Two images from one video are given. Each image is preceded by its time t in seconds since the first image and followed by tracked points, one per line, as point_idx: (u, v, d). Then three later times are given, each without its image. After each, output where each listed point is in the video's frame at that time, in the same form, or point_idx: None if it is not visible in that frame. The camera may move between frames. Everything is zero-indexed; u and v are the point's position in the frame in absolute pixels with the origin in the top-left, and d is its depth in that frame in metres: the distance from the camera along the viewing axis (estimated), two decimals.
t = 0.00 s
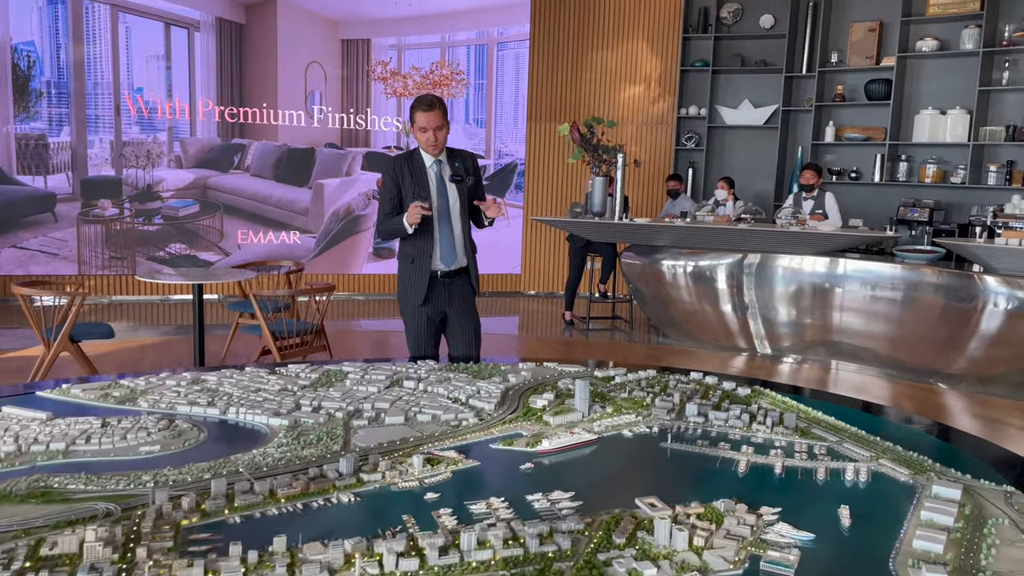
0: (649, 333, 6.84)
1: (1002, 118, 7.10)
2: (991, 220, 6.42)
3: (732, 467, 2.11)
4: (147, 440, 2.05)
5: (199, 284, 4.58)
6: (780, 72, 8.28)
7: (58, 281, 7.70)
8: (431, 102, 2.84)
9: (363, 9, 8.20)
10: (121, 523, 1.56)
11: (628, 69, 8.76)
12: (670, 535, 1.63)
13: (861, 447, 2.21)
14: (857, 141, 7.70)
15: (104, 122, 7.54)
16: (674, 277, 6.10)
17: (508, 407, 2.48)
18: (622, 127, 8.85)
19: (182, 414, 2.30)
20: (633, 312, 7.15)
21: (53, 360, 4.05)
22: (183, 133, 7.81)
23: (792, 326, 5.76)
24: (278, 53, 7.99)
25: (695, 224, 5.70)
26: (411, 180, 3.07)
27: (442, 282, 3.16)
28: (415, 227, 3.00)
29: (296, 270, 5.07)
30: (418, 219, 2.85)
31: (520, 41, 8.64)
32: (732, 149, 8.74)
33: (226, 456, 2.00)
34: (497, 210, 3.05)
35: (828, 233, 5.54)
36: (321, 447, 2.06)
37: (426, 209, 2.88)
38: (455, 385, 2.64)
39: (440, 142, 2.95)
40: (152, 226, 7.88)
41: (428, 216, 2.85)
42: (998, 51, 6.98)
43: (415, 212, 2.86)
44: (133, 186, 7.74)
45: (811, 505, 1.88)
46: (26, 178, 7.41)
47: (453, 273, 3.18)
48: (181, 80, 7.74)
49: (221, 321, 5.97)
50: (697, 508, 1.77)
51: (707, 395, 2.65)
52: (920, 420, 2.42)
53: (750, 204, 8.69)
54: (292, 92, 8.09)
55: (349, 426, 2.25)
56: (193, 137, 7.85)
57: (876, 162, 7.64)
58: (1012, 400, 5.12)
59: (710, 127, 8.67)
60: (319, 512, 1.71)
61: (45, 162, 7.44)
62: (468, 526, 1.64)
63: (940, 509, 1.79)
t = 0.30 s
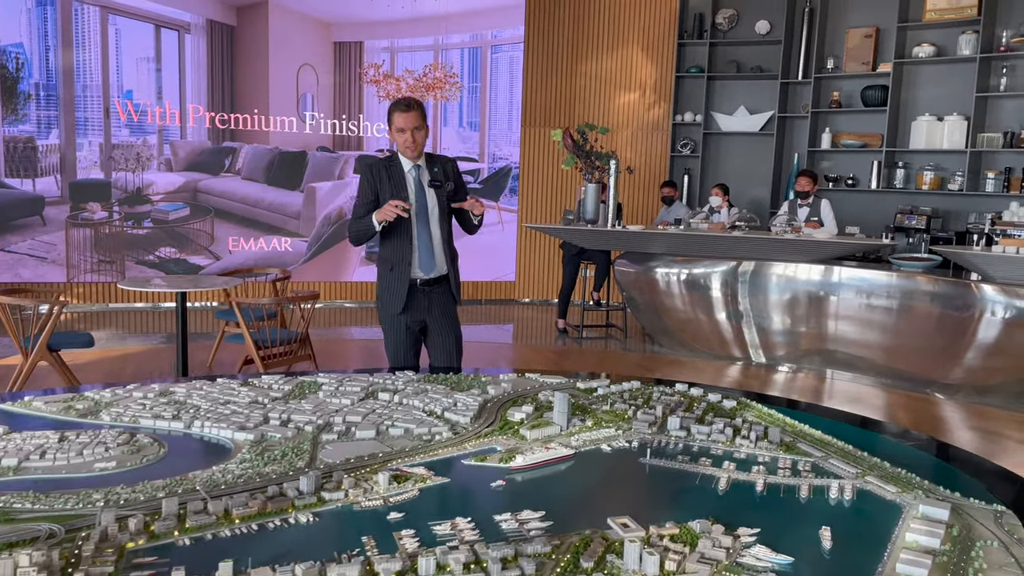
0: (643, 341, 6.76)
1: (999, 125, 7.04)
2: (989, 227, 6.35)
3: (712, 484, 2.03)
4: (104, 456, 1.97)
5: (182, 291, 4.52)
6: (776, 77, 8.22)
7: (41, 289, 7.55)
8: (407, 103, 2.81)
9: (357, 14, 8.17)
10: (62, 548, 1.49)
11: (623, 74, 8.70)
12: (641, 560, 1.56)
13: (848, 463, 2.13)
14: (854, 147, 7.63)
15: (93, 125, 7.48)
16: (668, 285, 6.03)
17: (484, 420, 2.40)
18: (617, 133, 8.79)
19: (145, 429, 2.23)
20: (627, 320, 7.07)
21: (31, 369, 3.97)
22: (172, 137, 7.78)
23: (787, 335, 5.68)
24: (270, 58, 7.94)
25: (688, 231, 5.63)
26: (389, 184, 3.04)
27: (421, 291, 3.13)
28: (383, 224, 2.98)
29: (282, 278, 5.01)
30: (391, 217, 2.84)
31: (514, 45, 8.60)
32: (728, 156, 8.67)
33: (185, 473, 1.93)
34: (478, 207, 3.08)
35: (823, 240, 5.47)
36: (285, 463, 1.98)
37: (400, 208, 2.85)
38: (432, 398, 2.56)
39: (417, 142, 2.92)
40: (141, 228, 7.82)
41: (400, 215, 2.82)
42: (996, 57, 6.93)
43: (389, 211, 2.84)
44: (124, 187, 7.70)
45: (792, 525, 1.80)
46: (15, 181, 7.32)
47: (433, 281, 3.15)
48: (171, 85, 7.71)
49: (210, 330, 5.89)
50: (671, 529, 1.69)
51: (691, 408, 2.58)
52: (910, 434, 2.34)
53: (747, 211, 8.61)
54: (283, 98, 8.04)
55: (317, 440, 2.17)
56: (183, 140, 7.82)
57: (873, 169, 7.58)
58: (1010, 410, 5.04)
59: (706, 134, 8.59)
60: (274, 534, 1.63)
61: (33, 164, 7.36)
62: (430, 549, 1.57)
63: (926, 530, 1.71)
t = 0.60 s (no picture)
0: (642, 351, 6.68)
1: (1003, 132, 6.95)
2: (992, 236, 6.26)
3: (697, 505, 1.96)
4: (66, 474, 1.91)
5: (171, 300, 4.47)
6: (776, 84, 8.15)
7: (24, 298, 7.49)
8: (394, 106, 2.79)
9: (354, 19, 8.14)
10: None
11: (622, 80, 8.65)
12: None
13: (839, 483, 2.05)
14: (855, 155, 7.56)
15: (88, 128, 7.45)
16: (666, 294, 5.95)
17: (465, 437, 2.33)
18: (616, 140, 8.73)
19: (114, 445, 2.17)
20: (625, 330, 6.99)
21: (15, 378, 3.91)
22: (167, 143, 7.72)
23: (786, 345, 5.60)
24: (267, 64, 7.91)
25: (686, 239, 5.57)
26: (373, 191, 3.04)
27: (406, 301, 3.09)
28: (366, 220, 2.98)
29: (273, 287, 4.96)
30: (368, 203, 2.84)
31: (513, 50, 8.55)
32: (729, 164, 8.60)
33: (148, 493, 1.86)
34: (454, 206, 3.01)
35: (823, 249, 5.39)
36: (252, 483, 1.91)
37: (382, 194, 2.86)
38: (413, 413, 2.48)
39: (403, 148, 2.89)
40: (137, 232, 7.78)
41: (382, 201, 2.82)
42: (999, 64, 6.85)
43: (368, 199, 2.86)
44: (119, 191, 7.66)
45: (778, 550, 1.73)
46: (9, 184, 7.30)
47: (418, 291, 3.11)
48: (167, 91, 7.67)
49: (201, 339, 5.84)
50: (649, 556, 1.62)
51: (680, 423, 2.50)
52: (905, 453, 2.25)
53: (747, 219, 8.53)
54: (280, 105, 8.00)
55: (290, 458, 2.10)
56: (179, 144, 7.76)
57: (874, 177, 7.50)
58: (1013, 423, 4.93)
59: (705, 141, 8.53)
60: (234, 560, 1.56)
61: (27, 168, 7.33)
62: None
63: (917, 558, 1.63)
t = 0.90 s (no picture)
0: (647, 359, 6.59)
1: (1015, 138, 6.85)
2: (1004, 243, 6.15)
3: (692, 523, 1.87)
4: (35, 489, 1.84)
5: (166, 306, 4.42)
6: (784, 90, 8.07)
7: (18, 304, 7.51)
8: (387, 115, 2.72)
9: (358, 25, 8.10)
10: None
11: (628, 85, 8.57)
12: None
13: (842, 501, 1.96)
14: (864, 161, 7.47)
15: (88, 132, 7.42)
16: (671, 302, 5.86)
17: (454, 449, 2.25)
18: (621, 146, 8.65)
19: (92, 457, 2.10)
20: (629, 337, 6.91)
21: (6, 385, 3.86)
22: (168, 149, 7.64)
23: (792, 353, 5.50)
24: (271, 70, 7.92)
25: (692, 246, 5.49)
26: (364, 198, 3.00)
27: (397, 309, 3.04)
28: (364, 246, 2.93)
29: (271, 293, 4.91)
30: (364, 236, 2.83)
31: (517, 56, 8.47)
32: (736, 170, 8.52)
33: (119, 509, 1.79)
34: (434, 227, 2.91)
35: (831, 256, 5.30)
36: (229, 498, 1.84)
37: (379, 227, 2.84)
38: (402, 424, 2.41)
39: (396, 157, 2.81)
40: (133, 239, 7.68)
41: (379, 234, 2.80)
42: (1010, 69, 6.75)
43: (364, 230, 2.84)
44: (113, 199, 7.55)
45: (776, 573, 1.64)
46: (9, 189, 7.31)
47: (409, 299, 3.06)
48: (170, 96, 7.62)
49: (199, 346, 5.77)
50: None
51: (678, 436, 2.42)
52: (910, 468, 2.17)
53: (754, 225, 8.44)
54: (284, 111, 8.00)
55: (271, 472, 2.03)
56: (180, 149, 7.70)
57: (883, 183, 7.40)
58: None
59: (712, 147, 8.47)
60: None
61: (27, 172, 7.31)
62: None
63: None
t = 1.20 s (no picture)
0: (657, 368, 6.49)
1: None
2: None
3: (694, 544, 1.78)
4: (9, 504, 1.77)
5: (168, 313, 4.37)
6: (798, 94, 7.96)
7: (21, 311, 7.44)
8: (394, 118, 2.69)
9: (368, 29, 8.10)
10: None
11: (639, 89, 8.49)
12: None
13: (854, 521, 1.87)
14: (880, 166, 7.34)
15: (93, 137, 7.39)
16: (681, 309, 5.76)
17: (450, 463, 2.17)
18: (632, 151, 8.57)
19: (74, 470, 2.04)
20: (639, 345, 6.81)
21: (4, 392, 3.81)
22: (175, 155, 7.61)
23: (806, 363, 5.38)
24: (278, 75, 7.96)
25: (703, 253, 5.39)
26: (365, 203, 2.94)
27: (397, 317, 2.98)
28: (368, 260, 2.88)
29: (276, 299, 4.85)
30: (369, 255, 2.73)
31: (528, 60, 8.45)
32: (749, 176, 8.41)
33: (95, 526, 1.72)
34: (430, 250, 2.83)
35: (845, 263, 5.19)
36: (211, 515, 1.77)
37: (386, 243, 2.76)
38: (397, 436, 2.34)
39: (401, 164, 2.77)
40: (140, 245, 7.63)
41: (390, 250, 2.73)
42: None
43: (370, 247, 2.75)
44: (118, 206, 7.48)
45: None
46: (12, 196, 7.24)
47: (410, 307, 3.00)
48: (178, 101, 7.63)
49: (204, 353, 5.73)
50: None
51: (683, 451, 2.33)
52: (926, 487, 2.07)
53: (768, 232, 8.32)
54: (292, 115, 8.01)
55: (257, 487, 1.96)
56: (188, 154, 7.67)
57: (900, 189, 7.27)
58: None
59: (725, 152, 8.36)
60: None
61: (31, 178, 7.25)
62: None
63: None
